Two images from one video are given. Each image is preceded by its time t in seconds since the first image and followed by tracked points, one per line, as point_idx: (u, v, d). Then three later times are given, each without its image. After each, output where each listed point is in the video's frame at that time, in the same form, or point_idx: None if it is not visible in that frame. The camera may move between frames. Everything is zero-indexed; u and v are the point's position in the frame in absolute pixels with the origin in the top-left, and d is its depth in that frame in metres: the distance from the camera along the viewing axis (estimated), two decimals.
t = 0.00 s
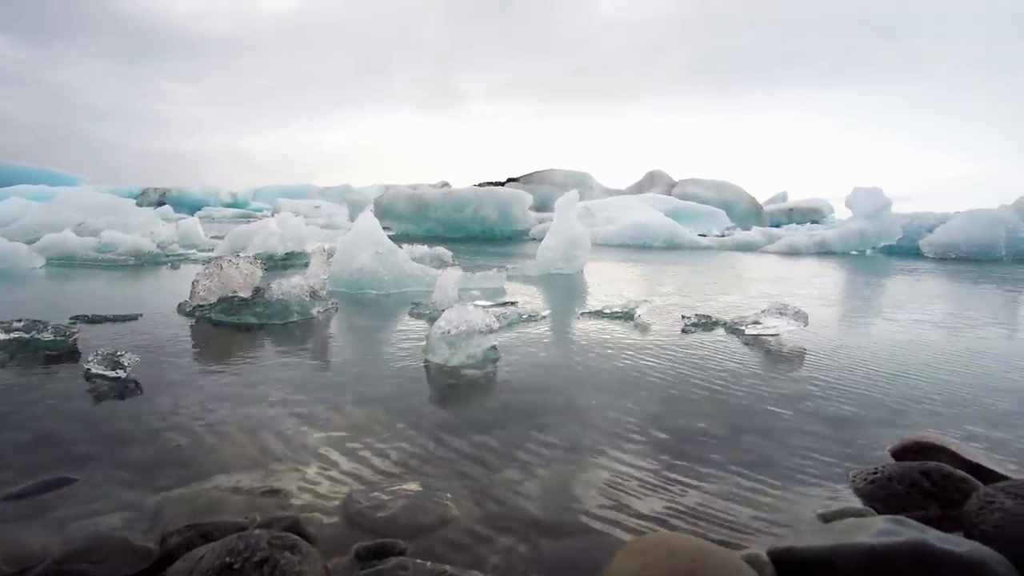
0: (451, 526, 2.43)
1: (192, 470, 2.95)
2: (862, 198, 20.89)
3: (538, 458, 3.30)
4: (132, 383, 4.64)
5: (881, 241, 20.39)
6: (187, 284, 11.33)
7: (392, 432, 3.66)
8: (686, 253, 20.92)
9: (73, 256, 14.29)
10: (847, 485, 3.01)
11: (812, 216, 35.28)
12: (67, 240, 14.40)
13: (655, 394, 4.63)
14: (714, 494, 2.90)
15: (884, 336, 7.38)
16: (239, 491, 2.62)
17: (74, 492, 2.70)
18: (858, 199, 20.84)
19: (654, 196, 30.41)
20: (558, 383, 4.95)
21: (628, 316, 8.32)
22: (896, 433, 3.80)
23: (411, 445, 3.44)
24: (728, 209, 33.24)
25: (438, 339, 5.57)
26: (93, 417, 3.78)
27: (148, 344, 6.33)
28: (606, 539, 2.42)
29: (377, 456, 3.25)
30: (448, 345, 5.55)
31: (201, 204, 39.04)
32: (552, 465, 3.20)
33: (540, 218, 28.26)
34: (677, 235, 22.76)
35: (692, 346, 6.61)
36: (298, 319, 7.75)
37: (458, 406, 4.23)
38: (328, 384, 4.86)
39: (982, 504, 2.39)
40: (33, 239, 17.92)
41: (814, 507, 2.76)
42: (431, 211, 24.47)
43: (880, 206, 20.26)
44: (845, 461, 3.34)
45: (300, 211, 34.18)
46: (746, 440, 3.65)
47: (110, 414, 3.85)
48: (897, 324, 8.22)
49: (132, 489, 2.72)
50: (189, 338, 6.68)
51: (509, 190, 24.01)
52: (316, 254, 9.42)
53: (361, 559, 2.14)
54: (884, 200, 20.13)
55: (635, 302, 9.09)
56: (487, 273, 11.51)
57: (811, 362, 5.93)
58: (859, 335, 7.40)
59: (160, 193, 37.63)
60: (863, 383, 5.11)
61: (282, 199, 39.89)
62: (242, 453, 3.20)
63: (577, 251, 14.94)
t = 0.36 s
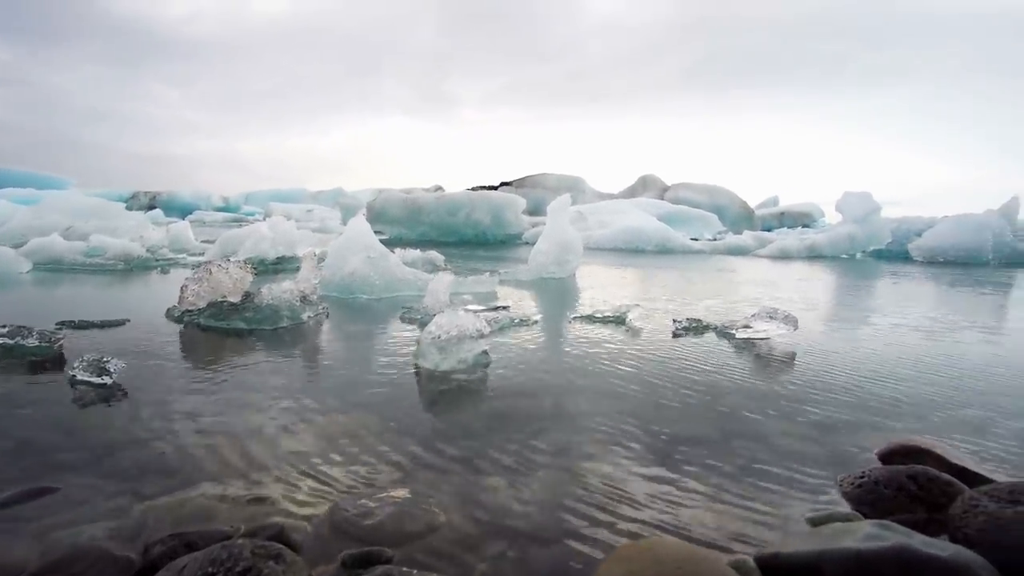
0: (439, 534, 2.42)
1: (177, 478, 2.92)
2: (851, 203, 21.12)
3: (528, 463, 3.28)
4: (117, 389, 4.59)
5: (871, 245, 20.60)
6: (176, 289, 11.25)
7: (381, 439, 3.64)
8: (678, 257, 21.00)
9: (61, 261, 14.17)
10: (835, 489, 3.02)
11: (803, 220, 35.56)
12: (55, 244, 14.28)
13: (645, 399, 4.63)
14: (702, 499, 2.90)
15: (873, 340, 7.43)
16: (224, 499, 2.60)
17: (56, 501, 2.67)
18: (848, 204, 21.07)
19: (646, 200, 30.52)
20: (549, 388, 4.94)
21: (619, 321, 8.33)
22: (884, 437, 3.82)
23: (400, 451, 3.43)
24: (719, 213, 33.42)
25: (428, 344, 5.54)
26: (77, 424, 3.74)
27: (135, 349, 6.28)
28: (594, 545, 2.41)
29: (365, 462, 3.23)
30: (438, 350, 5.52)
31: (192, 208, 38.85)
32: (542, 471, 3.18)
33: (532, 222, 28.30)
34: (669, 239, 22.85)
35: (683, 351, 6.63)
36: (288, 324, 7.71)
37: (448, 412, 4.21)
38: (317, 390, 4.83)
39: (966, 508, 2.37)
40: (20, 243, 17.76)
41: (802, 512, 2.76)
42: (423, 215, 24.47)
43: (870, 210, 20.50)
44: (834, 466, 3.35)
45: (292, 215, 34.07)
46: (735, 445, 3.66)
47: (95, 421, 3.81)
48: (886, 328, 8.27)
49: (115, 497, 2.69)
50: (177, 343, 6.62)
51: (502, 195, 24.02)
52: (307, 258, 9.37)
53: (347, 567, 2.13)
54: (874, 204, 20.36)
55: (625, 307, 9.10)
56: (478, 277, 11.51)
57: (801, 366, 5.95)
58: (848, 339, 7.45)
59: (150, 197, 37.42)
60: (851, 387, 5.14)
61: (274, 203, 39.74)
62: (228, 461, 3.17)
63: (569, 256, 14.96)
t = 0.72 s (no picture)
0: (423, 540, 2.41)
1: (159, 484, 2.89)
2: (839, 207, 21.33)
3: (514, 468, 3.28)
4: (101, 395, 4.54)
5: (859, 249, 20.81)
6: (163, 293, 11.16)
7: (367, 444, 3.62)
8: (667, 261, 21.09)
9: (47, 265, 14.04)
10: (821, 493, 3.03)
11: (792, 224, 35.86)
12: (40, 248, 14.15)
13: (634, 404, 4.64)
14: (688, 503, 2.91)
15: (858, 343, 7.50)
16: (206, 505, 2.58)
17: (35, 508, 2.64)
18: (836, 208, 21.27)
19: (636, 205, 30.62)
20: (538, 393, 4.95)
21: (608, 325, 8.35)
22: (869, 441, 3.85)
23: (386, 456, 3.41)
24: (709, 217, 33.60)
25: (416, 349, 5.52)
26: (58, 431, 3.70)
27: (120, 354, 6.22)
28: (579, 551, 2.41)
29: (350, 467, 3.21)
30: (425, 355, 5.50)
31: (181, 211, 38.59)
32: (528, 476, 3.18)
33: (523, 226, 28.31)
34: (659, 243, 22.94)
35: (671, 355, 6.66)
36: (275, 328, 7.66)
37: (436, 417, 4.20)
38: (302, 395, 4.79)
39: (947, 512, 2.39)
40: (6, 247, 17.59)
41: (786, 515, 2.78)
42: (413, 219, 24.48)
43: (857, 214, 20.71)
44: (820, 470, 3.36)
45: (282, 219, 33.91)
46: (723, 449, 3.67)
47: (77, 427, 3.77)
48: (873, 332, 8.33)
49: (96, 504, 2.66)
50: (162, 348, 6.56)
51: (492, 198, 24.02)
52: (295, 263, 9.31)
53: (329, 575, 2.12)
54: (862, 208, 20.57)
55: (615, 311, 9.11)
56: (468, 281, 11.50)
57: (788, 370, 5.99)
58: (835, 343, 7.51)
59: (139, 200, 37.15)
60: (838, 391, 5.17)
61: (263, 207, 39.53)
62: (213, 466, 3.15)
63: (559, 259, 14.98)
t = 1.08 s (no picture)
0: (403, 546, 2.40)
1: (137, 491, 2.86)
2: (826, 211, 21.55)
3: (497, 473, 3.27)
4: (81, 400, 4.49)
5: (845, 252, 21.04)
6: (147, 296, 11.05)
7: (350, 449, 3.60)
8: (656, 264, 21.16)
9: (30, 267, 13.85)
10: (801, 496, 3.04)
11: (780, 228, 36.15)
12: (23, 250, 13.96)
13: (621, 407, 4.66)
14: (670, 507, 2.92)
15: (842, 347, 7.58)
16: (185, 512, 2.56)
17: (9, 516, 2.60)
18: (823, 212, 21.49)
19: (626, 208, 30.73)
20: (524, 397, 4.94)
21: (595, 328, 8.36)
22: (851, 444, 3.88)
23: (369, 462, 3.39)
24: (697, 221, 33.79)
25: (401, 352, 5.49)
26: (35, 436, 3.64)
27: (101, 358, 6.14)
28: (559, 556, 2.41)
29: (332, 472, 3.19)
30: (410, 358, 5.48)
31: (168, 213, 38.25)
32: (511, 480, 3.18)
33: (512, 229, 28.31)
34: (648, 246, 23.03)
35: (657, 358, 6.68)
36: (261, 332, 7.60)
37: (419, 421, 4.18)
38: (286, 400, 4.76)
39: (924, 515, 2.41)
40: None
41: (767, 519, 2.79)
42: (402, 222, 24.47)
43: (843, 218, 20.94)
44: (802, 474, 3.38)
45: (270, 222, 33.67)
46: (706, 453, 3.68)
47: (55, 433, 3.72)
48: (857, 335, 8.40)
49: (71, 511, 2.63)
50: (145, 352, 6.48)
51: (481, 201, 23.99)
52: (281, 266, 9.24)
53: None
54: (848, 213, 20.80)
55: (602, 314, 9.12)
56: (456, 285, 11.48)
57: (773, 373, 6.03)
58: (820, 346, 7.57)
59: (125, 201, 36.79)
60: (821, 394, 5.21)
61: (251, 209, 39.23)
62: (193, 472, 3.12)
63: (548, 263, 15.00)
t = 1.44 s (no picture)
0: (379, 553, 2.39)
1: (111, 498, 2.83)
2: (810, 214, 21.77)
3: (477, 477, 3.26)
4: (57, 406, 4.42)
5: (830, 255, 21.27)
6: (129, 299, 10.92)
7: (331, 453, 3.59)
8: (644, 267, 21.26)
9: (9, 269, 13.63)
10: (779, 499, 3.07)
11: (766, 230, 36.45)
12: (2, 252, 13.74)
13: (608, 410, 4.68)
14: (648, 510, 2.93)
15: (825, 349, 7.65)
16: (159, 519, 2.55)
17: None
18: (807, 215, 21.72)
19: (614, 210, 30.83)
20: (509, 400, 4.94)
21: (581, 331, 8.37)
22: (830, 447, 3.91)
23: (350, 465, 3.38)
24: (685, 224, 33.98)
25: (384, 356, 5.46)
26: (8, 443, 3.59)
27: (80, 362, 6.06)
28: (536, 561, 2.41)
29: (310, 478, 3.17)
30: (394, 362, 5.45)
31: (153, 215, 37.85)
32: (491, 484, 3.17)
33: (500, 231, 28.30)
34: (635, 248, 23.12)
35: (642, 361, 6.70)
36: (243, 335, 7.54)
37: (401, 426, 4.16)
38: (267, 404, 4.72)
39: (897, 518, 2.43)
40: None
41: (744, 522, 2.81)
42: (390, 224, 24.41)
43: (828, 221, 21.16)
44: (780, 476, 3.40)
45: (256, 223, 33.38)
46: (687, 456, 3.70)
47: (29, 439, 3.66)
48: (840, 338, 8.48)
49: (43, 519, 2.60)
50: (125, 356, 6.40)
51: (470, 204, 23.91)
52: (264, 268, 9.16)
53: None
54: (832, 215, 21.04)
55: (588, 317, 9.14)
56: (442, 287, 11.45)
57: (756, 375, 6.08)
58: (803, 349, 7.63)
59: (109, 202, 36.35)
60: (803, 397, 5.25)
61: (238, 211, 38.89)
62: (168, 478, 3.09)
63: (535, 265, 15.01)
